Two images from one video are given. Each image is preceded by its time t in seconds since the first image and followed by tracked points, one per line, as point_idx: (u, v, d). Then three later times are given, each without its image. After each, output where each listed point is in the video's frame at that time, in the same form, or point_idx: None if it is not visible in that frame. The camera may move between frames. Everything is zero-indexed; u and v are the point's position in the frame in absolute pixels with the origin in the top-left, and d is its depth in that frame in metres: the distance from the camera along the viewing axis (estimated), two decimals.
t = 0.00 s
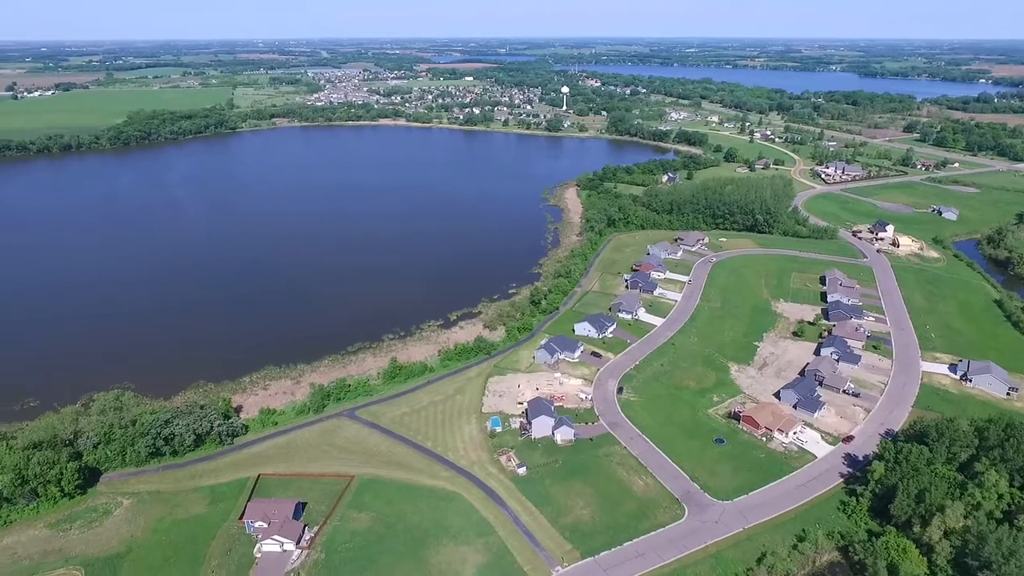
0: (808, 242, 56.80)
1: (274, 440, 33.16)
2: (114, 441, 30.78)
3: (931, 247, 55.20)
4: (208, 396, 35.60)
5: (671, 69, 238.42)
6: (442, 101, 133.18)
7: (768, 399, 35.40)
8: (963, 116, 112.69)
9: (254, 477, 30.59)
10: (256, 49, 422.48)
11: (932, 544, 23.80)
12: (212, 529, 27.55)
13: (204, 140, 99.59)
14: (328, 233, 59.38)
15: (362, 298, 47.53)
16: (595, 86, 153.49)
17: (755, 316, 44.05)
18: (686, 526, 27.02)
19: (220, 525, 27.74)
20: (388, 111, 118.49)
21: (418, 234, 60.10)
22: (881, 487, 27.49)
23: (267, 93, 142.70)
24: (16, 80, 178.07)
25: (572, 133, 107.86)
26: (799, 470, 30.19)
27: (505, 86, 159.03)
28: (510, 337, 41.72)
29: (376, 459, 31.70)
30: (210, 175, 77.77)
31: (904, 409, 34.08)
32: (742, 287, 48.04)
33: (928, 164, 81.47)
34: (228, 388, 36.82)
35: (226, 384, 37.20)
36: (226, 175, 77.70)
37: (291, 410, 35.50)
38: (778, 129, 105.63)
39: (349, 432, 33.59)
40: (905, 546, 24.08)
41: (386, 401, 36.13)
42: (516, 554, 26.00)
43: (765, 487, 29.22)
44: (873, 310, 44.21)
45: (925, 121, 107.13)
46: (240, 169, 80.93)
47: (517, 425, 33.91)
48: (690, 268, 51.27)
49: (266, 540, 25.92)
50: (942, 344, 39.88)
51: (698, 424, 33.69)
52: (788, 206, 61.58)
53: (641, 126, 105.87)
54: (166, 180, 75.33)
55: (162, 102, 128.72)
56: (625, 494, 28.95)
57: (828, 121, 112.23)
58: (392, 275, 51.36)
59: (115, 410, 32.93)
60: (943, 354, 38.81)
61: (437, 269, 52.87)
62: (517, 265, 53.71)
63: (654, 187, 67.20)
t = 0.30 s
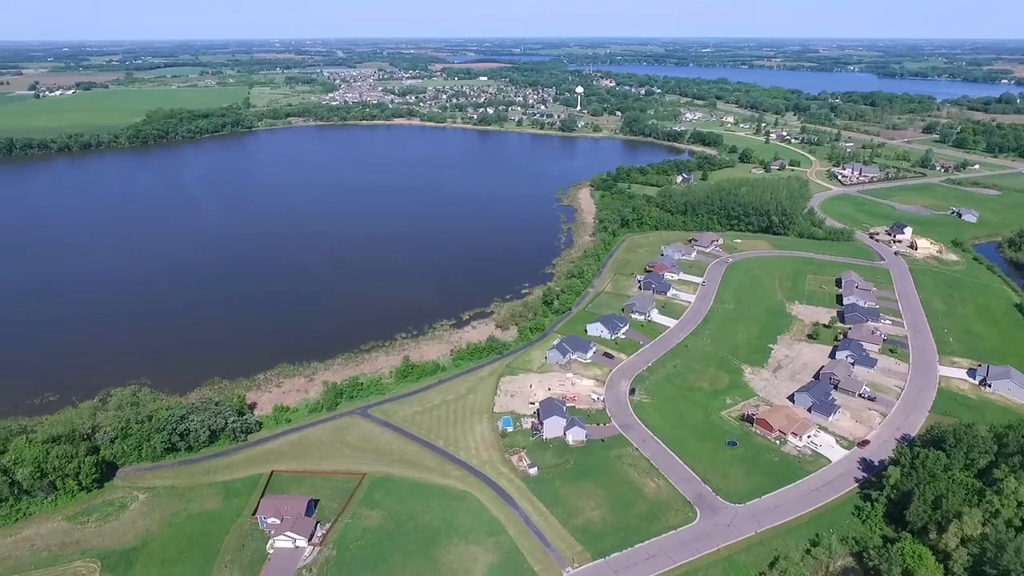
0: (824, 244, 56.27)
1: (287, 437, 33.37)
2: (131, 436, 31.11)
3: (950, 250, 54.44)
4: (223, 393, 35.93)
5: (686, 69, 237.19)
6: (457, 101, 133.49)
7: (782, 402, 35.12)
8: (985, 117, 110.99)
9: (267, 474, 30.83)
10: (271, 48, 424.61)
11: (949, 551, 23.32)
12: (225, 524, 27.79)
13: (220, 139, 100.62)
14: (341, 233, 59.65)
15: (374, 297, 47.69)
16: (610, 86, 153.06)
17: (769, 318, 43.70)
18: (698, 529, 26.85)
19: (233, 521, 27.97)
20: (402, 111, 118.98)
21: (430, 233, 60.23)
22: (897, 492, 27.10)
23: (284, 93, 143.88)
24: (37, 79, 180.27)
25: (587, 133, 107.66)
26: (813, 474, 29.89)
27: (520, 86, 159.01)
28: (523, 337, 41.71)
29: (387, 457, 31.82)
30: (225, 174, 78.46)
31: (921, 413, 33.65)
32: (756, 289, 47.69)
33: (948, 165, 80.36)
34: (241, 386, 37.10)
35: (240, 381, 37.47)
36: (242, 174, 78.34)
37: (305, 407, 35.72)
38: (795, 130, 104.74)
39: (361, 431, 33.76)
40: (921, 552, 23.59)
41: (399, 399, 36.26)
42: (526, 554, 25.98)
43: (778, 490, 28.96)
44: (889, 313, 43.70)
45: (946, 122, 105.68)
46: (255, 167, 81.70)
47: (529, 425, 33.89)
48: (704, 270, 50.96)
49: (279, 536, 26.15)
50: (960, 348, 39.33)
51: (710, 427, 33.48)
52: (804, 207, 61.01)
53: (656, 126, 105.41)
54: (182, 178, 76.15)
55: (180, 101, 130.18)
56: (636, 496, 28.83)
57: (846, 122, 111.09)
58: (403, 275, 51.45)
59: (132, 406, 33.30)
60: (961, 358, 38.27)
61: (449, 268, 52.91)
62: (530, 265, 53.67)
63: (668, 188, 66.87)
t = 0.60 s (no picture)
0: (842, 247, 55.61)
1: (302, 435, 33.59)
2: (149, 431, 31.55)
3: (973, 254, 53.54)
4: (239, 390, 36.30)
5: (704, 70, 235.88)
6: (473, 101, 133.80)
7: (798, 406, 34.76)
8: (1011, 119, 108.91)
9: (282, 470, 31.08)
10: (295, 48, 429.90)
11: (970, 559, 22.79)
12: (239, 520, 28.05)
13: (239, 138, 101.79)
14: (356, 232, 59.97)
15: (389, 296, 47.86)
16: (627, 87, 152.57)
17: (786, 321, 43.26)
18: (711, 533, 26.64)
19: (247, 517, 28.21)
20: (419, 110, 119.51)
21: (444, 233, 60.34)
22: (915, 499, 26.64)
23: (302, 93, 145.15)
24: (62, 78, 183.08)
25: (603, 133, 107.39)
26: (830, 479, 29.54)
27: (536, 86, 159.01)
28: (538, 337, 41.66)
29: (401, 455, 31.96)
30: (243, 172, 79.24)
31: (940, 419, 33.14)
32: (774, 292, 47.24)
33: (972, 168, 79.01)
34: (257, 383, 37.41)
35: (255, 379, 37.73)
36: (259, 173, 79.07)
37: (319, 405, 35.95)
38: (813, 131, 103.66)
39: (375, 429, 33.92)
40: (940, 560, 23.10)
41: (413, 398, 36.39)
42: (537, 555, 25.96)
43: (793, 495, 28.66)
44: (910, 317, 43.08)
45: (970, 124, 103.85)
46: (273, 166, 82.49)
47: (542, 425, 33.85)
48: (720, 271, 50.60)
49: (292, 533, 26.33)
50: (982, 354, 38.66)
51: (725, 430, 33.23)
52: (822, 210, 60.33)
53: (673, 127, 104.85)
54: (201, 177, 77.03)
55: (201, 101, 131.80)
56: (649, 499, 28.66)
57: (866, 124, 109.71)
58: (417, 275, 51.53)
59: (150, 401, 33.74)
60: (983, 364, 37.63)
61: (463, 268, 53.06)
62: (544, 266, 53.61)
63: (685, 189, 66.49)
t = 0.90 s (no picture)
0: (860, 249, 54.96)
1: (315, 432, 33.84)
2: (166, 427, 31.91)
3: (994, 258, 52.70)
4: (254, 387, 36.63)
5: (720, 70, 234.49)
6: (488, 101, 134.00)
7: (813, 410, 34.44)
8: None
9: (296, 467, 31.31)
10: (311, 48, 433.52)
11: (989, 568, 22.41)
12: (254, 515, 28.32)
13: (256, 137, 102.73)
14: (370, 231, 60.26)
15: (402, 295, 48.03)
16: (642, 87, 151.95)
17: (802, 324, 42.87)
18: (724, 536, 26.47)
19: (261, 513, 28.47)
20: (433, 110, 119.88)
21: (457, 233, 60.44)
22: (934, 506, 26.24)
23: (319, 92, 146.17)
24: (84, 78, 185.78)
25: (618, 134, 107.07)
26: (845, 484, 29.23)
27: (551, 86, 158.79)
28: (551, 337, 41.62)
29: (413, 454, 32.07)
30: (259, 172, 79.90)
31: (959, 425, 32.67)
32: (789, 294, 46.84)
33: (994, 170, 77.79)
34: (272, 380, 37.72)
35: (270, 376, 38.05)
36: (275, 172, 79.66)
37: (333, 403, 36.21)
38: (831, 133, 102.61)
39: (387, 427, 34.07)
40: (959, 569, 22.73)
41: (426, 397, 36.50)
42: (549, 555, 25.95)
43: (807, 499, 28.40)
44: (928, 321, 42.52)
45: (993, 125, 102.19)
46: (289, 166, 83.10)
47: (554, 426, 33.80)
48: (735, 273, 50.26)
49: (306, 530, 26.53)
50: (1003, 359, 38.05)
51: (739, 432, 32.99)
52: (840, 211, 59.67)
53: (688, 127, 104.27)
54: (218, 176, 77.81)
55: (219, 100, 133.12)
56: (662, 501, 28.54)
57: (886, 125, 108.41)
58: (431, 274, 51.64)
59: (167, 397, 34.13)
60: (1004, 369, 37.03)
61: (477, 267, 53.11)
62: (559, 266, 53.52)
63: (700, 190, 66.13)
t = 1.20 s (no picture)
0: (881, 252, 54.18)
1: (331, 430, 34.04)
2: (184, 422, 32.27)
3: (1020, 261, 51.65)
4: (271, 383, 37.00)
5: (739, 70, 232.66)
6: (505, 101, 134.08)
7: (831, 414, 34.04)
8: None
9: (311, 464, 31.55)
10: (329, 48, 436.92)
11: None
12: (269, 511, 28.59)
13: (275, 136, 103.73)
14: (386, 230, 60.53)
15: (418, 294, 48.18)
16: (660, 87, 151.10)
17: (820, 327, 42.38)
18: (738, 540, 26.24)
19: (276, 508, 28.72)
20: (450, 109, 120.17)
21: (473, 233, 60.50)
22: (954, 513, 25.74)
23: (337, 92, 147.21)
24: (108, 78, 188.71)
25: (635, 134, 106.56)
26: (863, 489, 28.84)
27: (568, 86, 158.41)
28: (566, 338, 41.52)
29: (427, 453, 32.16)
30: (277, 170, 80.64)
31: (981, 431, 32.08)
32: (807, 296, 46.32)
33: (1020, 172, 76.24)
34: (289, 378, 38.01)
35: (286, 373, 38.36)
36: (293, 171, 80.37)
37: (349, 400, 36.43)
38: (852, 133, 101.25)
39: (402, 426, 34.22)
40: None
41: (441, 396, 36.59)
42: (561, 556, 25.90)
43: (824, 504, 28.06)
44: (950, 325, 41.81)
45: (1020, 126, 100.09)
46: (307, 165, 83.73)
47: (569, 426, 33.74)
48: (752, 275, 49.81)
49: (320, 526, 26.72)
50: None
51: (755, 436, 32.68)
52: (860, 213, 58.83)
53: (707, 128, 103.54)
54: (237, 174, 78.64)
55: (239, 99, 134.58)
56: (676, 503, 28.35)
57: (909, 126, 106.69)
58: (447, 274, 51.73)
59: (186, 392, 34.53)
60: None
61: (492, 267, 53.11)
62: (575, 266, 53.39)
63: (717, 191, 65.60)
